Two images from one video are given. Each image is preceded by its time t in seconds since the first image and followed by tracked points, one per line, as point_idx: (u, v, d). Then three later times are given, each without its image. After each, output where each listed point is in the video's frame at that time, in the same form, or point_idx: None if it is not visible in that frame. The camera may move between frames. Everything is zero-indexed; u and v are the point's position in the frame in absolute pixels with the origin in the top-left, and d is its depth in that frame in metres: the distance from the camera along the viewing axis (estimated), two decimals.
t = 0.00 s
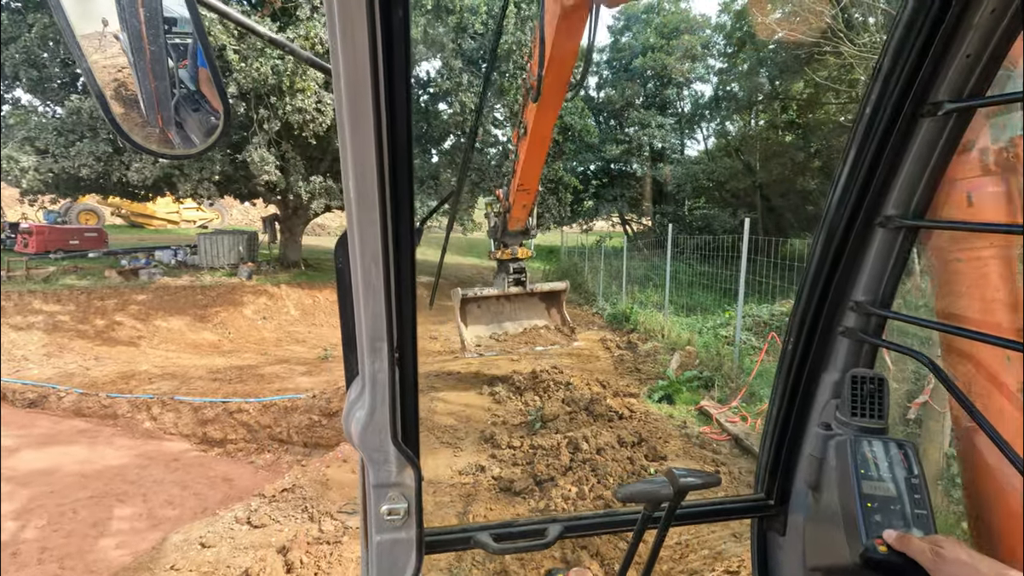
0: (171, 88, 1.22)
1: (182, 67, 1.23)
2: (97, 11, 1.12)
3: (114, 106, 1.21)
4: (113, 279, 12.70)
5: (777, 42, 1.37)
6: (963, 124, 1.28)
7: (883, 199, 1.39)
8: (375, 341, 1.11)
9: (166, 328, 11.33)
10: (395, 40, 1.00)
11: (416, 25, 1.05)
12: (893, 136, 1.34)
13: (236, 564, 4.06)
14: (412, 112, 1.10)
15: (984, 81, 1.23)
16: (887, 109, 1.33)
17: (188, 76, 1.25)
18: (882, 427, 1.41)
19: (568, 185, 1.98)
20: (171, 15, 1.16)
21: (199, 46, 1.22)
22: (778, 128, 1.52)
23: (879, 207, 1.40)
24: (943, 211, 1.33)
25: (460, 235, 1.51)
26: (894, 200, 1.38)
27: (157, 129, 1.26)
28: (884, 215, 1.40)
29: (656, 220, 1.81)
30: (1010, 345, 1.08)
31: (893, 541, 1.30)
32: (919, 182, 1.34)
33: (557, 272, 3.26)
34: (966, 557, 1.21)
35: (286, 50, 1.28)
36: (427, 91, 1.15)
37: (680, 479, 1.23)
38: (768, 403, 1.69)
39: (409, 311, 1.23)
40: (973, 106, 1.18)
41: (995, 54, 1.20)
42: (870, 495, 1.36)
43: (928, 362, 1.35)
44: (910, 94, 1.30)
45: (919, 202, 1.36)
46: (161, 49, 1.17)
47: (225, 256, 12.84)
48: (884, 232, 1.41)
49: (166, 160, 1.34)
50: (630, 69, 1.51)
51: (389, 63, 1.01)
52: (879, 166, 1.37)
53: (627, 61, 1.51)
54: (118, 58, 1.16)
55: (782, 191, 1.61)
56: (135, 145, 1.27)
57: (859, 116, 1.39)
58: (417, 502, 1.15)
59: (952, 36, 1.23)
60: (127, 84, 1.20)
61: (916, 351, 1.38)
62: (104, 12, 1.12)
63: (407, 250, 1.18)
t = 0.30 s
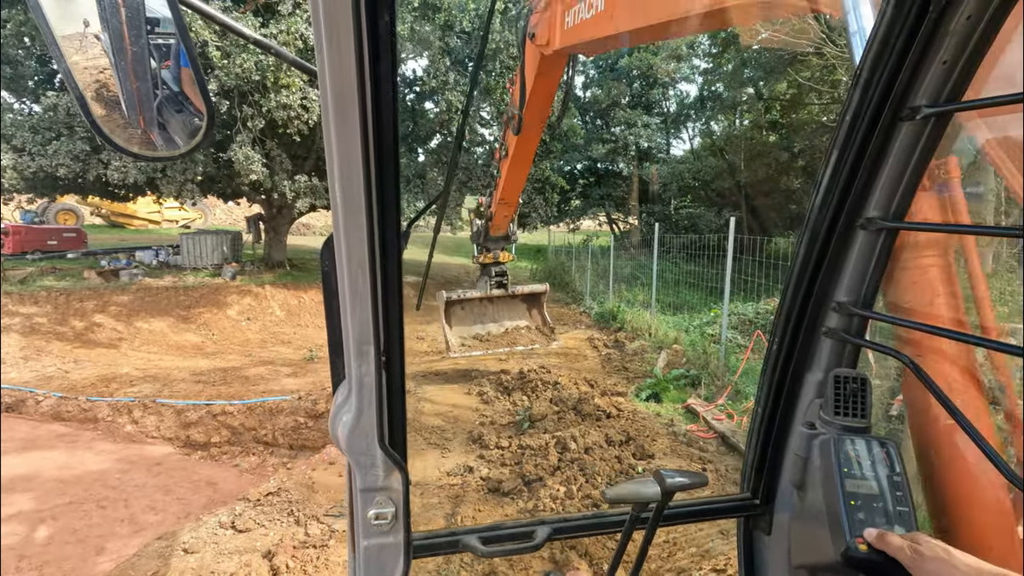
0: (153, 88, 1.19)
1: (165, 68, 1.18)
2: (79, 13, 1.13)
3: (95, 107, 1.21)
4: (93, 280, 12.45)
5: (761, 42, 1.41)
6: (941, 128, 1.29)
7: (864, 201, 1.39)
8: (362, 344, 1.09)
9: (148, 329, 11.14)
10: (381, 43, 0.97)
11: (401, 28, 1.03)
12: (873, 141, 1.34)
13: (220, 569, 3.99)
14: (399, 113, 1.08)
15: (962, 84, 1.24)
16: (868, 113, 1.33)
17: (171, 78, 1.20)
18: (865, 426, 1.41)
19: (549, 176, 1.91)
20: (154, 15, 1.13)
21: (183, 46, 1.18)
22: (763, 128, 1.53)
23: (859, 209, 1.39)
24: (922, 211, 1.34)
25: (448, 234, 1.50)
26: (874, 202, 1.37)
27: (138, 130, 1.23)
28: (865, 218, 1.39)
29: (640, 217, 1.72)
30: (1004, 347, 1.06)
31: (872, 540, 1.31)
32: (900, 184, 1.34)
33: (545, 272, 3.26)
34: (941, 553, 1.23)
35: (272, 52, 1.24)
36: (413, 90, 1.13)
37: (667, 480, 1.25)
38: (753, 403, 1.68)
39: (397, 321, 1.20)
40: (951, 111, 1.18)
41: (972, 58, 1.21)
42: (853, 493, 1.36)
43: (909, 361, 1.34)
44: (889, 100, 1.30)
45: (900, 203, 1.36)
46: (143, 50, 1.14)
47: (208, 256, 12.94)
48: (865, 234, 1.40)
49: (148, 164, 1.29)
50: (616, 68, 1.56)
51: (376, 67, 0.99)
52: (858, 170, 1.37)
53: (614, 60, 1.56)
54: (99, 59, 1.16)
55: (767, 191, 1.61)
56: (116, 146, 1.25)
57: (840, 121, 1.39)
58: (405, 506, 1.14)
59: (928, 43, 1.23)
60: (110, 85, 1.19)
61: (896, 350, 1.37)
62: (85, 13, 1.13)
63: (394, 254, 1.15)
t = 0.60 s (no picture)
0: (136, 85, 1.19)
1: (149, 65, 1.18)
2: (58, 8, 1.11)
3: (77, 104, 1.21)
4: (82, 281, 12.32)
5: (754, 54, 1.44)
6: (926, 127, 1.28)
7: (850, 199, 1.38)
8: (351, 343, 1.09)
9: (138, 330, 11.06)
10: (371, 42, 0.97)
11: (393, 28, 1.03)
12: (858, 141, 1.33)
13: (212, 570, 3.98)
14: (389, 111, 1.07)
15: (945, 83, 1.23)
16: (854, 111, 1.31)
17: (155, 75, 1.20)
18: (852, 421, 1.42)
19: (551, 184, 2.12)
20: (137, 11, 1.13)
21: (166, 44, 1.17)
22: (755, 128, 1.54)
23: (846, 206, 1.38)
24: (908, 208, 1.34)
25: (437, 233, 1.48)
26: (860, 200, 1.36)
27: (123, 129, 1.24)
28: (851, 215, 1.38)
29: (633, 216, 1.92)
30: (1005, 348, 1.05)
31: (863, 531, 1.29)
32: (883, 183, 1.33)
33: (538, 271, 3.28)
34: (930, 544, 1.25)
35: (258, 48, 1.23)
36: (405, 89, 1.13)
37: (657, 476, 1.26)
38: (741, 400, 1.69)
39: (388, 320, 1.20)
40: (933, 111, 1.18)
41: (956, 57, 1.20)
42: (840, 488, 1.37)
43: (893, 357, 1.34)
44: (874, 99, 1.29)
45: (885, 201, 1.34)
46: (126, 47, 1.14)
47: (199, 256, 12.88)
48: (851, 232, 1.39)
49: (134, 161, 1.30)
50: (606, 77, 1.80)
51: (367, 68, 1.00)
52: (844, 168, 1.36)
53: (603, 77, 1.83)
54: (80, 55, 1.16)
55: (757, 191, 1.63)
56: (101, 144, 1.26)
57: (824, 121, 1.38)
58: (395, 505, 1.15)
59: (912, 43, 1.22)
60: (91, 81, 1.19)
61: (881, 347, 1.36)
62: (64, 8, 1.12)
63: (383, 256, 1.15)
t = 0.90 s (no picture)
0: (131, 85, 1.20)
1: (143, 63, 1.18)
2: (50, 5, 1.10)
3: (71, 104, 1.20)
4: (80, 280, 12.30)
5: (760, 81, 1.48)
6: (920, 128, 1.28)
7: (845, 199, 1.37)
8: (348, 343, 1.10)
9: (136, 330, 11.05)
10: (365, 41, 0.97)
11: (389, 27, 1.03)
12: (852, 141, 1.33)
13: (210, 570, 3.98)
14: (385, 112, 1.08)
15: (939, 83, 1.23)
16: (849, 110, 1.31)
17: (150, 74, 1.20)
18: (846, 420, 1.43)
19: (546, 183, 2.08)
20: (131, 10, 1.12)
21: (161, 42, 1.17)
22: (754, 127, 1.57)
23: (841, 206, 1.38)
24: (902, 210, 1.33)
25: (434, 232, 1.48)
26: (854, 200, 1.36)
27: (117, 128, 1.23)
28: (846, 215, 1.38)
29: (632, 216, 1.88)
30: (1004, 349, 1.05)
31: (861, 530, 1.31)
32: (879, 182, 1.33)
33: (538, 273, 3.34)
34: (928, 541, 1.26)
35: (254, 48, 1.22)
36: (404, 89, 1.14)
37: (653, 475, 1.26)
38: (738, 398, 1.69)
39: (384, 321, 1.21)
40: (927, 111, 1.18)
41: (950, 57, 1.20)
42: (835, 487, 1.38)
43: (887, 356, 1.35)
44: (868, 99, 1.29)
45: (879, 201, 1.35)
46: (121, 46, 1.14)
47: (198, 256, 12.62)
48: (846, 232, 1.39)
49: (126, 161, 1.29)
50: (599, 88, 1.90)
51: (361, 68, 1.00)
52: (839, 169, 1.35)
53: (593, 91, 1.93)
54: (73, 55, 1.15)
55: (756, 191, 1.66)
56: (95, 144, 1.25)
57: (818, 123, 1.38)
58: (392, 506, 1.15)
59: (907, 43, 1.22)
60: (84, 80, 1.19)
61: (875, 346, 1.37)
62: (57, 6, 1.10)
63: (380, 256, 1.15)
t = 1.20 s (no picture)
0: (130, 85, 1.19)
1: (142, 63, 1.18)
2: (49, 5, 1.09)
3: (70, 104, 1.20)
4: (78, 280, 12.26)
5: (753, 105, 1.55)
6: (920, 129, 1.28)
7: (844, 199, 1.37)
8: (347, 344, 1.09)
9: (135, 329, 11.03)
10: (364, 41, 0.97)
11: (388, 27, 1.03)
12: (852, 141, 1.33)
13: (210, 570, 3.97)
14: (384, 111, 1.07)
15: (939, 83, 1.23)
16: (849, 111, 1.31)
17: (149, 73, 1.20)
18: (846, 420, 1.43)
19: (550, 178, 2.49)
20: (131, 10, 1.12)
21: (160, 42, 1.18)
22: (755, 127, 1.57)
23: (840, 207, 1.38)
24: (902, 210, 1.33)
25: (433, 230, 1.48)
26: (854, 200, 1.36)
27: (116, 128, 1.23)
28: (845, 215, 1.37)
29: (632, 216, 1.99)
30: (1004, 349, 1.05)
31: (863, 527, 1.30)
32: (879, 181, 1.33)
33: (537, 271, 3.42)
34: (931, 541, 1.25)
35: (253, 48, 1.22)
36: (404, 89, 1.13)
37: (653, 475, 1.26)
38: (738, 398, 1.69)
39: (384, 321, 1.21)
40: (926, 111, 1.18)
41: (951, 57, 1.20)
42: (835, 487, 1.37)
43: (887, 357, 1.35)
44: (868, 99, 1.29)
45: (879, 201, 1.35)
46: (120, 46, 1.14)
47: (197, 256, 12.88)
48: (845, 232, 1.39)
49: (126, 161, 1.30)
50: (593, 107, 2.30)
51: (361, 67, 0.99)
52: (838, 169, 1.35)
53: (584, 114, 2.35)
54: (72, 54, 1.15)
55: (755, 191, 1.66)
56: (95, 144, 1.25)
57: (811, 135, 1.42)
58: (391, 505, 1.15)
59: (907, 44, 1.21)
60: (84, 80, 1.19)
61: (874, 347, 1.37)
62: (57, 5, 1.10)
63: (379, 257, 1.15)
